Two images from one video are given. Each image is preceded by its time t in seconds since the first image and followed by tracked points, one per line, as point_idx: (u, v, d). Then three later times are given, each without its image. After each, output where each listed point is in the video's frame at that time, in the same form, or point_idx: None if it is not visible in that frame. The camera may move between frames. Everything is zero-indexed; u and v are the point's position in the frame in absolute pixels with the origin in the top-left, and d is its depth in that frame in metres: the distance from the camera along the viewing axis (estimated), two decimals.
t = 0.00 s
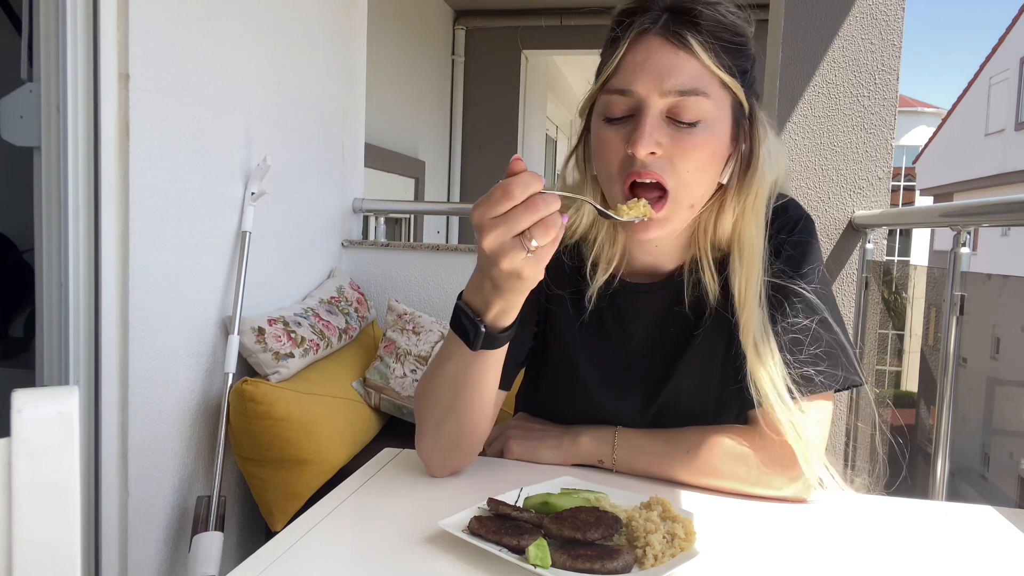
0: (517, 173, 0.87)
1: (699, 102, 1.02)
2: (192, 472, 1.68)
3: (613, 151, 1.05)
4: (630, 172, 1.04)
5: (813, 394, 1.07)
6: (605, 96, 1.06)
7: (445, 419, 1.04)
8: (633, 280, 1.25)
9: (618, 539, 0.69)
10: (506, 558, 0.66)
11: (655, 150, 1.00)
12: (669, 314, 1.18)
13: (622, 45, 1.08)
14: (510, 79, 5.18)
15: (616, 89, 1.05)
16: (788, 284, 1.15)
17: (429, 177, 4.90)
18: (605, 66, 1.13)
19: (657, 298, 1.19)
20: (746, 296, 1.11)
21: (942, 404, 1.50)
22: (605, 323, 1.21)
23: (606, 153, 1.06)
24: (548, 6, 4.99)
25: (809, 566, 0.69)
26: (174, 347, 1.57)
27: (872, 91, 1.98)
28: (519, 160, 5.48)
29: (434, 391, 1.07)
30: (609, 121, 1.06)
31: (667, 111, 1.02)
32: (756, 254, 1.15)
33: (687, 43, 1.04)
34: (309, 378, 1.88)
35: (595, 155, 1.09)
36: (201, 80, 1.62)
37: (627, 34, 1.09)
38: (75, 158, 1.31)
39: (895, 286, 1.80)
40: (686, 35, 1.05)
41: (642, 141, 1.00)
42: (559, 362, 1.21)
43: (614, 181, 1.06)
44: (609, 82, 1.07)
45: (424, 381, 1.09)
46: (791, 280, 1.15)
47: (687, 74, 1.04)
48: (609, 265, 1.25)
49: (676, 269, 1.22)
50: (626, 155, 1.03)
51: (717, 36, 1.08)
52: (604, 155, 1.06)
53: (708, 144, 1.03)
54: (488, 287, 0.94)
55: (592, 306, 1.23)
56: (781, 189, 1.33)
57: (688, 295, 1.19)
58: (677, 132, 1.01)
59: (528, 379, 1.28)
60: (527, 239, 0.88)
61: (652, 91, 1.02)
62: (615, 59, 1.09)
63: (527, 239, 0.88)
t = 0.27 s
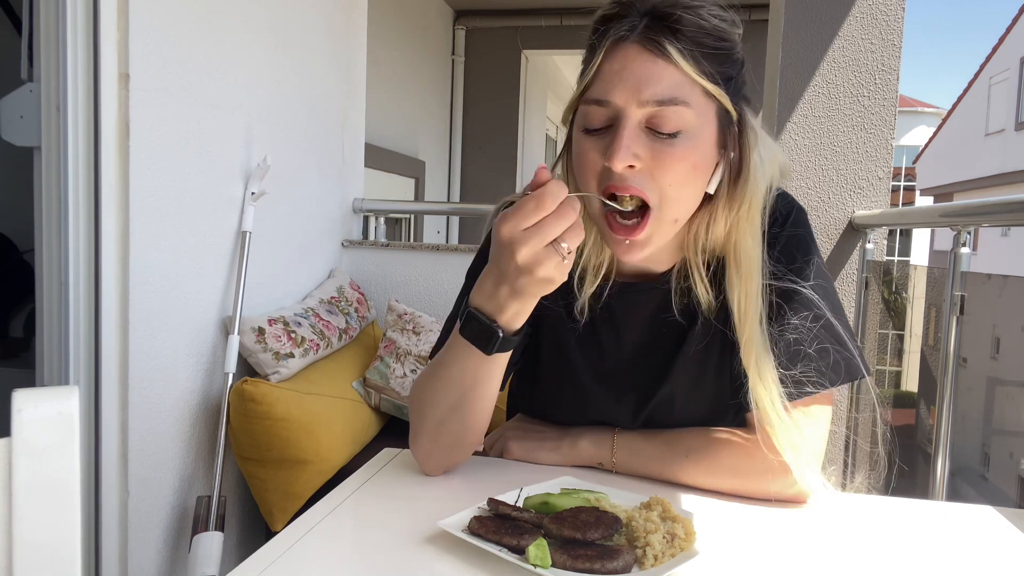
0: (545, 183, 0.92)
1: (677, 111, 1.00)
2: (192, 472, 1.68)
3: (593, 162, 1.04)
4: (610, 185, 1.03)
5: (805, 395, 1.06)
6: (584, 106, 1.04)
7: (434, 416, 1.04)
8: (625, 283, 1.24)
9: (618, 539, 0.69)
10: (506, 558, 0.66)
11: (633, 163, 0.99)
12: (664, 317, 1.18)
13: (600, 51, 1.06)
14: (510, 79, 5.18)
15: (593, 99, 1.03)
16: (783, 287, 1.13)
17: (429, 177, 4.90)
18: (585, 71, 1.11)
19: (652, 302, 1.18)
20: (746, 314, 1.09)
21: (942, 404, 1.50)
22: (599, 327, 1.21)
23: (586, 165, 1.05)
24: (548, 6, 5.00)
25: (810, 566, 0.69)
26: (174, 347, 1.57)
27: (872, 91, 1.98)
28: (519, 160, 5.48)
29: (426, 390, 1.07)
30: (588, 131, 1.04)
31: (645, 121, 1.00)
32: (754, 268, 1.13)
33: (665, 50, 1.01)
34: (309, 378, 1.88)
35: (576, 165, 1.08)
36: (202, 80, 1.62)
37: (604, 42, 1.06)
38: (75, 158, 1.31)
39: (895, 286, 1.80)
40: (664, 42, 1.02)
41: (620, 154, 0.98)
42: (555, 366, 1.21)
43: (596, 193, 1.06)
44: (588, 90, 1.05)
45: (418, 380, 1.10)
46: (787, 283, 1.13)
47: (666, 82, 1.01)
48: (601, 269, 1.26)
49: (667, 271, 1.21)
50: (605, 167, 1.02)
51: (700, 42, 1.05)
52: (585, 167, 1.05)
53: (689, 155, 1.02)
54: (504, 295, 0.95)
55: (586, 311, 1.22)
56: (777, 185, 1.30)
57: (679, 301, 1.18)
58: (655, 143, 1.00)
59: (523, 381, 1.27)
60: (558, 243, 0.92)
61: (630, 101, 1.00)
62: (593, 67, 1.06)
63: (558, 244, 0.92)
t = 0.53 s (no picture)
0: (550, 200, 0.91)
1: (669, 117, 1.00)
2: (192, 472, 1.68)
3: (588, 170, 1.04)
4: (605, 192, 1.04)
5: (804, 394, 1.06)
6: (576, 114, 1.04)
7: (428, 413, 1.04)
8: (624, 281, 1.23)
9: (618, 539, 0.69)
10: (506, 558, 0.66)
11: (626, 171, 1.00)
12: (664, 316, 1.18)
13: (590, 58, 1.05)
14: (510, 79, 5.18)
15: (585, 107, 1.03)
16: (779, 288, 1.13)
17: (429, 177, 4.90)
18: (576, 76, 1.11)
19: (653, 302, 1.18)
20: (743, 310, 1.08)
21: (942, 404, 1.50)
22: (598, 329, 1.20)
23: (582, 172, 1.06)
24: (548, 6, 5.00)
25: (810, 567, 0.69)
26: (174, 347, 1.57)
27: (872, 91, 1.98)
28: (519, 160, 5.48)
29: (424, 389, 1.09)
30: (582, 139, 1.05)
31: (637, 128, 1.00)
32: (750, 263, 1.12)
33: (654, 56, 1.01)
34: (310, 378, 1.88)
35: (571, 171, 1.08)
36: (202, 79, 1.62)
37: (594, 50, 1.06)
38: (75, 159, 1.31)
39: (895, 286, 1.80)
40: (653, 48, 1.01)
41: (613, 163, 0.99)
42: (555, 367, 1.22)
43: (592, 199, 1.06)
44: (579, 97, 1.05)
45: (419, 380, 1.11)
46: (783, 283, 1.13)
47: (657, 88, 1.01)
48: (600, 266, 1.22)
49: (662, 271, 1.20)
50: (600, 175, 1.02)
51: (689, 45, 1.04)
52: (580, 173, 1.06)
53: (681, 159, 1.02)
54: (508, 306, 0.95)
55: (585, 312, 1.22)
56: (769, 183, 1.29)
57: (677, 301, 1.17)
58: (648, 151, 1.00)
59: (523, 382, 1.28)
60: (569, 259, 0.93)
61: (621, 108, 1.00)
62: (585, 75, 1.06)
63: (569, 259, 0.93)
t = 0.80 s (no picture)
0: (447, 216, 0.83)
1: (688, 114, 1.01)
2: (192, 472, 1.68)
3: (607, 166, 1.05)
4: (625, 186, 1.04)
5: (803, 394, 1.05)
6: (595, 112, 1.04)
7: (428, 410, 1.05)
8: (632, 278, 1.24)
9: (618, 539, 0.69)
10: (506, 559, 0.66)
11: (647, 167, 1.00)
12: (669, 313, 1.18)
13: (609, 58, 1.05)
14: (510, 79, 5.18)
15: (604, 105, 1.03)
16: (776, 283, 1.15)
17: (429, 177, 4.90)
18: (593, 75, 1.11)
19: (659, 299, 1.18)
20: (736, 289, 1.11)
21: (942, 404, 1.50)
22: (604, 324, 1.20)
23: (600, 168, 1.06)
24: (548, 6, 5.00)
25: (810, 566, 0.69)
26: (174, 347, 1.57)
27: (872, 91, 1.98)
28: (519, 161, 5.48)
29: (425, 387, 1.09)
30: (601, 136, 1.05)
31: (657, 125, 1.01)
32: (746, 245, 1.14)
33: (674, 56, 1.01)
34: (309, 378, 1.88)
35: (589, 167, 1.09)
36: (202, 80, 1.62)
37: (612, 50, 1.05)
38: (75, 159, 1.31)
39: (895, 286, 1.80)
40: (671, 48, 1.01)
41: (635, 159, 0.99)
42: (559, 365, 1.20)
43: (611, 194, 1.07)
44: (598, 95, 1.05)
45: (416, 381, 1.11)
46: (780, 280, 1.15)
47: (675, 86, 1.01)
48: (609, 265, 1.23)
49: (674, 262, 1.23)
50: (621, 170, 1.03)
51: (705, 43, 1.04)
52: (598, 168, 1.07)
53: (700, 154, 1.03)
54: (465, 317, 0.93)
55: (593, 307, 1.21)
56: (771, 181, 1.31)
57: (680, 286, 1.19)
58: (669, 146, 1.01)
59: (527, 382, 1.25)
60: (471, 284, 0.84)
61: (641, 107, 1.00)
62: (602, 75, 1.06)
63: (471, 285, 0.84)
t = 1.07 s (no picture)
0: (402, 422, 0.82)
1: (714, 109, 1.00)
2: (192, 472, 1.68)
3: (628, 154, 1.05)
4: (645, 175, 1.04)
5: (809, 394, 1.05)
6: (622, 99, 1.04)
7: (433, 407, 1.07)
8: (648, 269, 1.20)
9: (618, 539, 0.69)
10: (506, 558, 0.66)
11: (669, 157, 1.00)
12: (678, 307, 1.17)
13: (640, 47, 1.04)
14: (510, 79, 5.18)
15: (631, 94, 1.03)
16: (790, 282, 1.13)
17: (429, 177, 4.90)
18: (623, 62, 1.10)
19: (668, 293, 1.17)
20: (757, 284, 1.10)
21: (942, 404, 1.50)
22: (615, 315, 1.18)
23: (622, 156, 1.06)
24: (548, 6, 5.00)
25: (810, 566, 0.69)
26: (174, 348, 1.57)
27: (872, 91, 1.98)
28: (519, 161, 5.48)
29: (436, 380, 1.11)
30: (624, 124, 1.05)
31: (682, 117, 1.01)
32: (770, 240, 1.13)
33: (704, 48, 1.00)
34: (309, 378, 1.88)
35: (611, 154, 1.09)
36: (202, 80, 1.62)
37: (643, 40, 1.05)
38: (76, 159, 1.31)
39: (896, 287, 1.80)
40: (702, 42, 1.01)
41: (656, 148, 0.99)
42: (566, 355, 1.19)
43: (630, 182, 1.07)
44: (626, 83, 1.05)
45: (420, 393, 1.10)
46: (795, 279, 1.13)
47: (703, 80, 1.00)
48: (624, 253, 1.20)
49: (692, 256, 1.20)
50: (642, 159, 1.03)
51: (737, 40, 1.03)
52: (620, 156, 1.06)
53: (721, 147, 1.02)
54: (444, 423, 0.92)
55: (605, 300, 1.19)
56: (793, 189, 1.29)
57: (698, 277, 1.17)
58: (691, 138, 1.01)
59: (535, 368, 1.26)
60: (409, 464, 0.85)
61: (667, 98, 1.00)
62: (631, 63, 1.05)
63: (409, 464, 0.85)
